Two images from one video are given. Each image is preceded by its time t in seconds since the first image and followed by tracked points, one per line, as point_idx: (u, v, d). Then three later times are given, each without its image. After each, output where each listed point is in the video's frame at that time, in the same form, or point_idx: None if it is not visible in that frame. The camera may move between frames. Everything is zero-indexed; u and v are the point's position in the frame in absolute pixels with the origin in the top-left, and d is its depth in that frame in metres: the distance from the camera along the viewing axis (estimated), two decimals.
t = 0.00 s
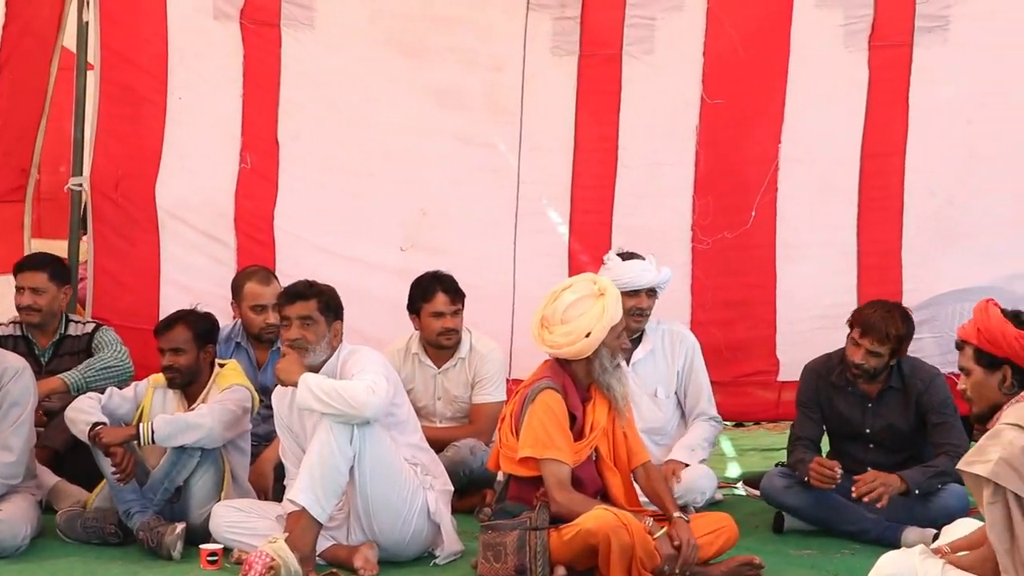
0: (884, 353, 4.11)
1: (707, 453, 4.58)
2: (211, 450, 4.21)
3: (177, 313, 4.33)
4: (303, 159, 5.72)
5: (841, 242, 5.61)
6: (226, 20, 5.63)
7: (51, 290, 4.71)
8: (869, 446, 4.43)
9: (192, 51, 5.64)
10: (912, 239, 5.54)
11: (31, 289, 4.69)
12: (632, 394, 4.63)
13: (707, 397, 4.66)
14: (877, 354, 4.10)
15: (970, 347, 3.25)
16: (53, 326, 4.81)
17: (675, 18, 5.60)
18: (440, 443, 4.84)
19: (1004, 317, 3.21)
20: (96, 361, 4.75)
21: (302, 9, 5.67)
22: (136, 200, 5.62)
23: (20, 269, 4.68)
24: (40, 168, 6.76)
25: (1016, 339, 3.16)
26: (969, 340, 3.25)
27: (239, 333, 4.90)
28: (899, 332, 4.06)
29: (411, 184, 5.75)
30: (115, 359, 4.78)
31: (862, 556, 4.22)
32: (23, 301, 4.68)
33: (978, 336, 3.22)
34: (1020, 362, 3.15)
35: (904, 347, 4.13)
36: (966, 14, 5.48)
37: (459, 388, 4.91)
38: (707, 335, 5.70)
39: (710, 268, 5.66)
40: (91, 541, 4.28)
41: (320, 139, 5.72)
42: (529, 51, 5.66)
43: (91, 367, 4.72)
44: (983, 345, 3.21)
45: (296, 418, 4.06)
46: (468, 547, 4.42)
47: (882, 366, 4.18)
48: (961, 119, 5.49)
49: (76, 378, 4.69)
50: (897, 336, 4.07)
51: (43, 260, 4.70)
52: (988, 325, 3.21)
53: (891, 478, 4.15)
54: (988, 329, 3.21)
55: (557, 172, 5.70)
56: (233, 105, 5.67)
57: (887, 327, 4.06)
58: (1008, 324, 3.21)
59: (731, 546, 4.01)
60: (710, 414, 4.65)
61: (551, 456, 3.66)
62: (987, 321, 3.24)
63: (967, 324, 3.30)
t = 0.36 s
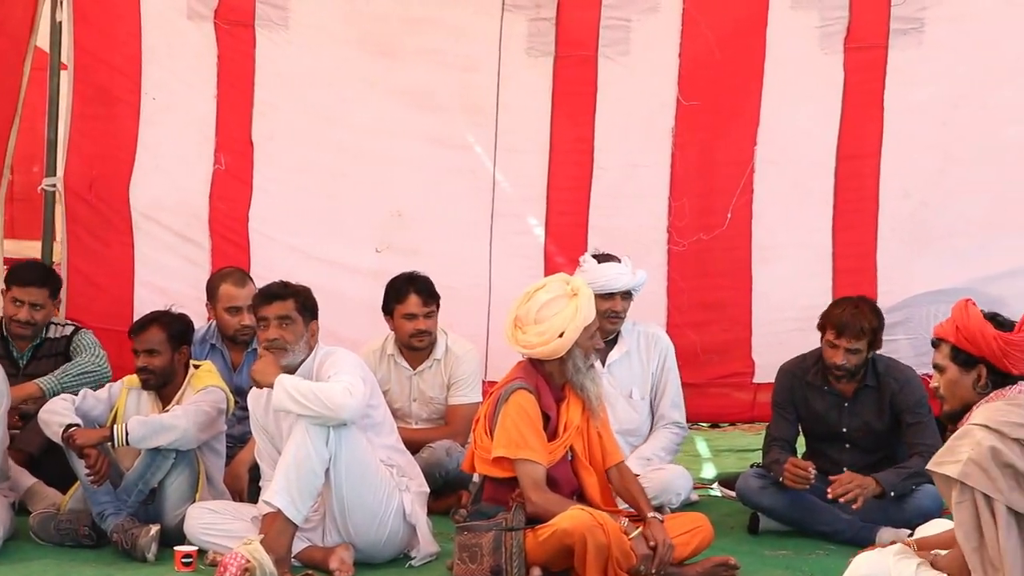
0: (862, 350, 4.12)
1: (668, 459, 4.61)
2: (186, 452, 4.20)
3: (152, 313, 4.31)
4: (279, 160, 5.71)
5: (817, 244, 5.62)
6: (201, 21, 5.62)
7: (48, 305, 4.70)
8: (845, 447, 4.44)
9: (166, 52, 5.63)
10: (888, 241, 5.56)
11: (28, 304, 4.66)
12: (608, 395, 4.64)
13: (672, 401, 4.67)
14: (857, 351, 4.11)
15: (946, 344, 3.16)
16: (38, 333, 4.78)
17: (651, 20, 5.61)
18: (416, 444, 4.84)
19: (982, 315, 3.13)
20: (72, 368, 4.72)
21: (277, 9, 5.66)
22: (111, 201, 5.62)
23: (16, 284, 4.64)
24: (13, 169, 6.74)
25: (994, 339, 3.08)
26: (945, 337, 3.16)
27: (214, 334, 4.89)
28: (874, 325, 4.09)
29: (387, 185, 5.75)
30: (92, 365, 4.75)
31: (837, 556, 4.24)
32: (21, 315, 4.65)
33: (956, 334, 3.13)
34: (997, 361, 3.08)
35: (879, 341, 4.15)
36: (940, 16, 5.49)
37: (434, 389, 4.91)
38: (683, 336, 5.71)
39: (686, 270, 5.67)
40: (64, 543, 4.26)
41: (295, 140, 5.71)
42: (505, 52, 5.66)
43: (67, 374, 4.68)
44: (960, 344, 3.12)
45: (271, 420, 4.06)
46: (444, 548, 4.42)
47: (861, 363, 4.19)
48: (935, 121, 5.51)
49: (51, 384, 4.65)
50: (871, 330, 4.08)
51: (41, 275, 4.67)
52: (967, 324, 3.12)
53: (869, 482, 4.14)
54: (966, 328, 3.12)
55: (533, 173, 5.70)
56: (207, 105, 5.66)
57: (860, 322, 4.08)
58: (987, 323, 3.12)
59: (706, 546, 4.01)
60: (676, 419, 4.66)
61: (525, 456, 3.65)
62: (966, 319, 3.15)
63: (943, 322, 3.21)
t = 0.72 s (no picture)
0: (821, 335, 4.21)
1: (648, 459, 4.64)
2: (165, 452, 4.19)
3: (132, 313, 4.30)
4: (258, 160, 5.71)
5: (797, 244, 5.63)
6: (180, 20, 5.63)
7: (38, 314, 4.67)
8: (817, 444, 4.52)
9: (146, 52, 5.63)
10: (868, 241, 5.56)
11: (18, 314, 4.61)
12: (590, 399, 4.65)
13: (654, 403, 4.69)
14: (815, 337, 4.19)
15: (941, 340, 3.07)
16: (25, 338, 4.74)
17: (631, 19, 5.62)
18: (397, 444, 4.84)
19: (979, 314, 3.01)
20: (58, 373, 4.65)
21: (256, 9, 5.66)
22: (90, 200, 5.63)
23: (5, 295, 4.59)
24: None
25: (988, 339, 2.97)
26: (940, 333, 3.07)
27: (194, 334, 4.88)
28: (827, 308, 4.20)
29: (367, 185, 5.74)
30: (77, 372, 4.69)
31: (817, 556, 4.25)
32: (10, 326, 4.62)
33: (951, 331, 3.03)
34: (991, 361, 2.98)
35: (836, 327, 4.24)
36: (920, 16, 5.49)
37: (415, 389, 4.90)
38: (664, 337, 5.72)
39: (666, 270, 5.68)
40: (43, 544, 4.24)
41: (276, 139, 5.71)
42: (485, 52, 5.67)
43: (52, 379, 4.61)
44: (954, 341, 3.02)
45: (252, 420, 4.06)
46: (425, 548, 4.42)
47: (824, 352, 4.27)
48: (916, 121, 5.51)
49: (35, 390, 4.58)
50: (825, 313, 4.18)
51: (29, 287, 4.61)
52: (962, 321, 3.02)
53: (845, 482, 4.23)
54: (961, 325, 3.02)
55: (513, 173, 5.71)
56: (186, 105, 5.66)
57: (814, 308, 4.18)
58: (984, 322, 3.01)
59: (686, 547, 4.01)
60: (657, 421, 4.68)
61: (507, 456, 3.65)
62: (963, 316, 3.04)
63: (940, 317, 3.10)
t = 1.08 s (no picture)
0: (784, 326, 4.35)
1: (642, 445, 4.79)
2: (140, 450, 4.17)
3: (106, 311, 4.29)
4: (232, 156, 5.72)
5: (773, 242, 5.63)
6: (153, 16, 5.69)
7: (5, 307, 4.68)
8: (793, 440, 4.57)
9: (121, 50, 5.71)
10: (844, 239, 5.57)
11: None
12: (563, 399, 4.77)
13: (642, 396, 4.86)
14: (778, 327, 4.34)
15: (944, 331, 3.11)
16: None
17: (607, 17, 5.63)
18: (372, 442, 4.83)
19: (985, 310, 3.04)
20: (34, 373, 4.63)
21: (230, 5, 5.70)
22: (66, 201, 5.70)
23: None
24: None
25: (990, 337, 3.00)
26: (944, 324, 3.11)
27: (169, 332, 4.87)
28: (784, 300, 4.35)
29: (343, 182, 5.73)
30: (53, 372, 4.66)
31: (792, 552, 4.24)
32: None
33: (954, 324, 3.07)
34: (990, 359, 3.01)
35: (800, 317, 4.38)
36: (896, 15, 5.51)
37: (391, 386, 4.90)
38: (640, 335, 5.73)
39: (643, 268, 5.68)
40: (16, 542, 4.23)
41: (250, 138, 5.72)
42: (461, 50, 5.68)
43: (28, 379, 4.59)
44: (957, 334, 3.06)
45: (227, 418, 4.04)
46: (400, 545, 4.41)
47: (793, 343, 4.40)
48: (893, 119, 5.50)
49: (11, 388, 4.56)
50: (783, 304, 4.33)
51: None
52: (967, 316, 3.05)
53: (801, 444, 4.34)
54: (966, 320, 3.05)
55: (489, 171, 5.71)
56: (159, 102, 5.71)
57: (772, 300, 4.35)
58: (988, 319, 3.04)
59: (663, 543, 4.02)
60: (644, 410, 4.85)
61: (484, 454, 3.64)
62: (968, 310, 3.07)
63: (946, 306, 3.14)
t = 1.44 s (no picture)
0: (747, 328, 4.33)
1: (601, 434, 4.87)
2: (90, 447, 4.14)
3: (55, 308, 4.26)
4: (183, 152, 5.69)
5: (726, 239, 5.64)
6: (103, 10, 5.65)
7: None
8: (749, 437, 4.58)
9: (71, 44, 5.67)
10: (795, 235, 5.59)
11: None
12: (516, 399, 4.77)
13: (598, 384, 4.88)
14: (740, 327, 4.32)
15: (913, 321, 3.12)
16: None
17: (559, 12, 5.65)
18: (325, 438, 4.81)
19: (955, 305, 3.07)
20: None
21: None
22: (14, 196, 5.66)
23: None
24: None
25: (960, 332, 3.03)
26: (913, 315, 3.12)
27: (120, 328, 4.83)
28: (749, 302, 4.33)
29: (294, 178, 5.71)
30: None
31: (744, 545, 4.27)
32: None
33: (925, 316, 3.08)
34: (958, 352, 3.05)
35: (765, 320, 4.35)
36: (848, 10, 5.53)
37: (344, 382, 4.88)
38: (593, 331, 5.73)
39: (596, 263, 5.70)
40: None
41: (200, 133, 5.69)
42: (413, 44, 5.68)
43: None
44: (926, 327, 3.08)
45: (179, 414, 4.02)
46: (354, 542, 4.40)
47: (755, 347, 4.37)
48: (845, 115, 5.53)
49: None
50: (748, 306, 4.32)
51: None
52: (938, 309, 3.07)
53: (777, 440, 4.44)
54: (936, 314, 3.07)
55: (442, 166, 5.70)
56: (108, 96, 5.66)
57: (737, 301, 4.33)
58: (958, 312, 3.08)
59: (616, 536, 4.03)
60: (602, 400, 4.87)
61: (436, 449, 3.63)
62: (938, 304, 3.09)
63: (915, 298, 3.15)
